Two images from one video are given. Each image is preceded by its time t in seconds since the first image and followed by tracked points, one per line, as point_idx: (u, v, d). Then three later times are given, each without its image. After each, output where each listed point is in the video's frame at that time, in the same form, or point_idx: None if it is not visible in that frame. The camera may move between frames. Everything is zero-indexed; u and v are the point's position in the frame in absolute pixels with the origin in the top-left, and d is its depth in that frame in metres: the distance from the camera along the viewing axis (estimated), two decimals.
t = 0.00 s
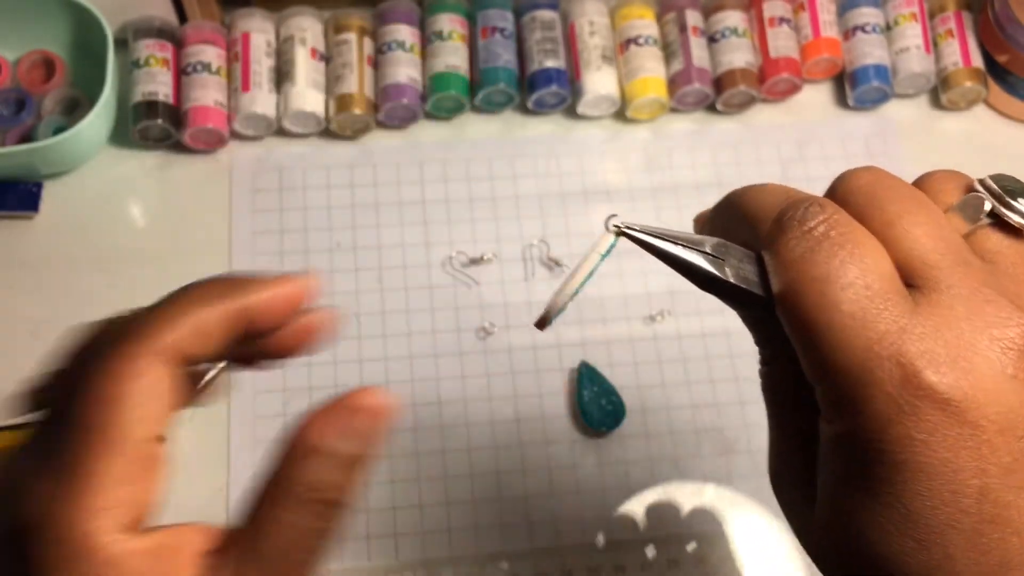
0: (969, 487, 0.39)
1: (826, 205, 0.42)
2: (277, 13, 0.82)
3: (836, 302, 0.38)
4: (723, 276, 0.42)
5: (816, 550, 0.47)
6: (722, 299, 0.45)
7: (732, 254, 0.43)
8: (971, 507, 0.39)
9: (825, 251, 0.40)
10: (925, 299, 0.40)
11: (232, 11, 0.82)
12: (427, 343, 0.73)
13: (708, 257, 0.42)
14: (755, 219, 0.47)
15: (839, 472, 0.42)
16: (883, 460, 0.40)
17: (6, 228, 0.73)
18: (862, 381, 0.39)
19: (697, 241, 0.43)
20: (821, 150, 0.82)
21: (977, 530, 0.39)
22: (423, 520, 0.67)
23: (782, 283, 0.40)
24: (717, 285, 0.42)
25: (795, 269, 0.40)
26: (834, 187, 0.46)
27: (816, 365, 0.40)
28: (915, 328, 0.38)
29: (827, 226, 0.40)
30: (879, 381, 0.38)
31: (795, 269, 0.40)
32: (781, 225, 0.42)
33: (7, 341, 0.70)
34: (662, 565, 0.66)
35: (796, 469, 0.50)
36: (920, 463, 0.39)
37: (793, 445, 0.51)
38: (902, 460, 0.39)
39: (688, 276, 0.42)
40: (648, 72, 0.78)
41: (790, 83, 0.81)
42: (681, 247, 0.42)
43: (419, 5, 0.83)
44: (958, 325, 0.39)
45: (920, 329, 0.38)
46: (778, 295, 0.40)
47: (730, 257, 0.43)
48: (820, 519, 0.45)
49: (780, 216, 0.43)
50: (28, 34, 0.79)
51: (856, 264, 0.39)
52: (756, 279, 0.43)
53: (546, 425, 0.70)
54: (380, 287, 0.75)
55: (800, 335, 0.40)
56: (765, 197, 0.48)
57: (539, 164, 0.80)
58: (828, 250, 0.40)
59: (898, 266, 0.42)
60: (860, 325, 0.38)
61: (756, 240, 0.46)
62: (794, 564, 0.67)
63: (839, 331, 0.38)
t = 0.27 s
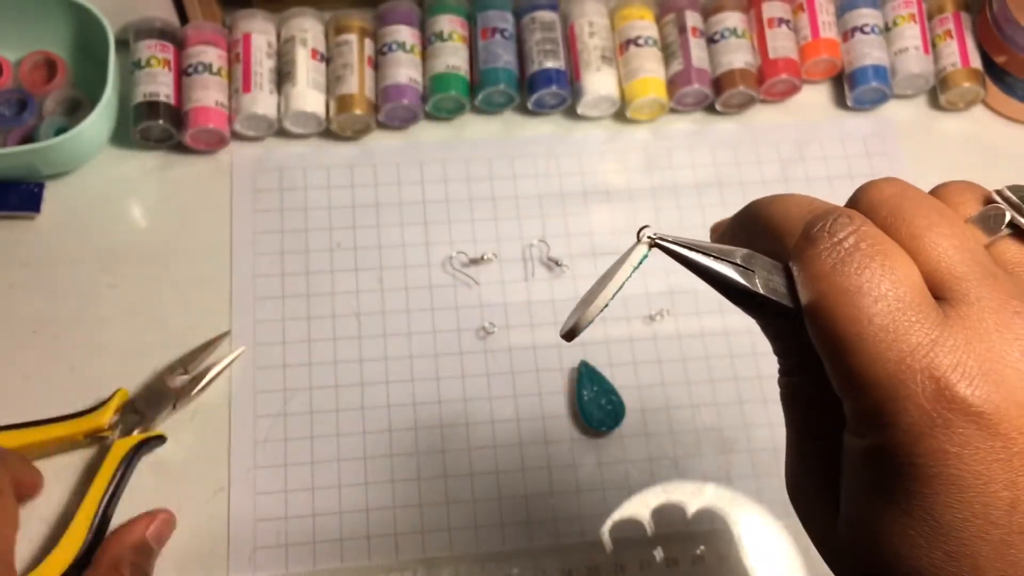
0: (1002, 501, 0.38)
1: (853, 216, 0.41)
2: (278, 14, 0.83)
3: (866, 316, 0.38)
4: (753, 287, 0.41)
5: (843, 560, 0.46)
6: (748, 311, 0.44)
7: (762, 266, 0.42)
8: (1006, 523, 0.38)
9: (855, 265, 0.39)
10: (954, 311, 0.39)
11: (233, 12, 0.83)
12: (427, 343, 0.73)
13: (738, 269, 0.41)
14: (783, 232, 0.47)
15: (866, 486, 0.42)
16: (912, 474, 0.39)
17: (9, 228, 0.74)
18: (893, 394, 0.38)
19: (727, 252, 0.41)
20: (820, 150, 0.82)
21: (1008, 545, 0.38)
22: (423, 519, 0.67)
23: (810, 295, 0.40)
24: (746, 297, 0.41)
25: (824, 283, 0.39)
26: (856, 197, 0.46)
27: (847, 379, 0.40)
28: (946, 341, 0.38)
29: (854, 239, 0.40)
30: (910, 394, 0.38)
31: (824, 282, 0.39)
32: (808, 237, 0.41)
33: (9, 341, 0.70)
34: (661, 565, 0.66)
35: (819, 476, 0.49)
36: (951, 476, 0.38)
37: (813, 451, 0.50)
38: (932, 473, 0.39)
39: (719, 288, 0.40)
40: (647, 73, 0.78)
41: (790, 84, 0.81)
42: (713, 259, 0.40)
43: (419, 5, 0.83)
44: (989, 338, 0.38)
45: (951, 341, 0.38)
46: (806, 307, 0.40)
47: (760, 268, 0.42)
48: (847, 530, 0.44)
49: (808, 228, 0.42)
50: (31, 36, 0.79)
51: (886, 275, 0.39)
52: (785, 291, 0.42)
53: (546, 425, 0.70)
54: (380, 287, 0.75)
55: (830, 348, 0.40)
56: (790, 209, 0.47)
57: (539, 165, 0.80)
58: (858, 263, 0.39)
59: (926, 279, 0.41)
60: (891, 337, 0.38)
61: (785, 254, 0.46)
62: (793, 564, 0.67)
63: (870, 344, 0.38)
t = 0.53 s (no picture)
0: (1002, 509, 0.39)
1: (851, 222, 0.42)
2: (280, 16, 0.83)
3: (867, 323, 0.38)
4: (751, 293, 0.41)
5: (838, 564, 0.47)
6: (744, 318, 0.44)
7: (759, 272, 0.42)
8: (1006, 530, 0.39)
9: (855, 272, 0.39)
10: (954, 317, 0.40)
11: (234, 14, 0.83)
12: (428, 343, 0.73)
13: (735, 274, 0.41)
14: (777, 236, 0.46)
15: (865, 492, 0.42)
16: (913, 480, 0.40)
17: (11, 228, 0.74)
18: (894, 401, 0.39)
19: (725, 258, 0.41)
20: (819, 151, 0.83)
21: (1007, 552, 0.39)
22: (423, 519, 0.67)
23: (809, 302, 0.40)
24: (744, 304, 0.41)
25: (825, 290, 0.40)
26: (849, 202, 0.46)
27: (847, 386, 0.40)
28: (947, 348, 0.38)
29: (853, 245, 0.40)
30: (912, 401, 0.38)
31: (825, 289, 0.40)
32: (807, 244, 0.42)
33: (11, 340, 0.71)
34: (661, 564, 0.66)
35: (815, 480, 0.50)
36: (952, 484, 0.39)
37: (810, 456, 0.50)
38: (933, 482, 0.39)
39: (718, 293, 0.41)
40: (647, 74, 0.79)
41: (789, 85, 0.81)
42: (712, 265, 0.40)
43: (420, 7, 0.84)
44: (988, 345, 0.39)
45: (951, 349, 0.38)
46: (805, 313, 0.40)
47: (757, 275, 0.42)
48: (844, 535, 0.45)
49: (805, 235, 0.43)
50: (32, 37, 0.80)
51: (887, 282, 0.39)
52: (783, 297, 0.42)
53: (546, 424, 0.71)
54: (381, 287, 0.75)
55: (831, 356, 0.40)
56: (783, 213, 0.46)
57: (539, 165, 0.81)
58: (857, 270, 0.39)
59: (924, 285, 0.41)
60: (892, 345, 0.38)
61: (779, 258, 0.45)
62: (792, 563, 0.68)
63: (870, 351, 0.38)
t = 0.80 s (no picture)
0: (994, 517, 0.39)
1: (836, 233, 0.42)
2: (280, 16, 0.83)
3: (857, 337, 0.38)
4: (737, 308, 0.40)
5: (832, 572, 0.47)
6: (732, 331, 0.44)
7: (746, 287, 0.42)
8: (998, 538, 0.39)
9: (842, 285, 0.39)
10: (942, 327, 0.40)
11: (235, 15, 0.83)
12: (427, 344, 0.73)
13: (721, 290, 0.40)
14: (762, 247, 0.45)
15: (858, 503, 0.42)
16: (906, 489, 0.40)
17: (11, 228, 0.74)
18: (886, 415, 0.39)
19: (713, 274, 0.41)
20: (819, 151, 0.83)
21: (1001, 559, 0.39)
22: (422, 519, 0.67)
23: (797, 316, 0.40)
24: (732, 319, 0.41)
25: (813, 304, 0.40)
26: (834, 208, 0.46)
27: (837, 399, 0.40)
28: (936, 359, 0.38)
29: (839, 257, 0.40)
30: (903, 414, 0.38)
31: (813, 303, 0.40)
32: (794, 256, 0.42)
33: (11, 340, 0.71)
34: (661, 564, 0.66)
35: (806, 488, 0.50)
36: (945, 494, 0.39)
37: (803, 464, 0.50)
38: (927, 492, 0.39)
39: (705, 309, 0.40)
40: (647, 74, 0.79)
41: (788, 85, 0.82)
42: (699, 281, 0.39)
43: (420, 7, 0.84)
44: (978, 354, 0.39)
45: (940, 360, 0.38)
46: (794, 327, 0.40)
47: (743, 290, 0.42)
48: (837, 544, 0.45)
49: (792, 247, 0.43)
50: (33, 37, 0.80)
51: (874, 294, 0.39)
52: (771, 311, 0.42)
53: (546, 425, 0.71)
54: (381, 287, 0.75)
55: (821, 370, 0.40)
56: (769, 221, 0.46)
57: (538, 165, 0.81)
58: (845, 283, 0.39)
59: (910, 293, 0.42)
60: (882, 358, 0.38)
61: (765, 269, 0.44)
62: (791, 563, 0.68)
63: (860, 365, 0.38)
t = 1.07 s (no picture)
0: (997, 516, 0.39)
1: (834, 233, 0.42)
2: (280, 17, 0.83)
3: (858, 337, 0.38)
4: (735, 311, 0.40)
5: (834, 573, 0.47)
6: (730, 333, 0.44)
7: (744, 289, 0.42)
8: (1001, 537, 0.39)
9: (841, 286, 0.39)
10: (943, 326, 0.40)
11: (235, 15, 0.83)
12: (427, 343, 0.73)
13: (719, 294, 0.40)
14: (760, 246, 0.45)
15: (860, 504, 0.42)
16: (908, 488, 0.40)
17: (11, 228, 0.74)
18: (888, 415, 0.39)
19: (710, 278, 0.41)
20: (819, 151, 0.83)
21: (1005, 559, 0.39)
22: (422, 519, 0.67)
23: (797, 317, 0.40)
24: (731, 322, 0.41)
25: (813, 305, 0.40)
26: (833, 206, 0.46)
27: (838, 400, 0.40)
28: (938, 359, 0.38)
29: (838, 258, 0.40)
30: (904, 414, 0.38)
31: (813, 305, 0.40)
32: (792, 257, 0.42)
33: (11, 340, 0.71)
34: (661, 564, 0.66)
35: (806, 488, 0.50)
36: (948, 494, 0.39)
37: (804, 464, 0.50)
38: (931, 493, 0.39)
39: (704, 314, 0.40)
40: (647, 74, 0.79)
41: (788, 85, 0.82)
42: (697, 286, 0.39)
43: (420, 8, 0.84)
44: (979, 352, 0.39)
45: (941, 360, 0.38)
46: (793, 328, 0.40)
47: (741, 293, 0.42)
48: (840, 544, 0.45)
49: (790, 247, 0.43)
50: (33, 37, 0.80)
51: (874, 294, 0.39)
52: (770, 313, 0.42)
53: (546, 424, 0.71)
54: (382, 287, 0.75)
55: (821, 371, 0.40)
56: (769, 221, 0.46)
57: (538, 165, 0.81)
58: (844, 283, 0.39)
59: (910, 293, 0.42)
60: (884, 359, 0.38)
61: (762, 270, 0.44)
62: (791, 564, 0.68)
63: (861, 366, 0.38)
